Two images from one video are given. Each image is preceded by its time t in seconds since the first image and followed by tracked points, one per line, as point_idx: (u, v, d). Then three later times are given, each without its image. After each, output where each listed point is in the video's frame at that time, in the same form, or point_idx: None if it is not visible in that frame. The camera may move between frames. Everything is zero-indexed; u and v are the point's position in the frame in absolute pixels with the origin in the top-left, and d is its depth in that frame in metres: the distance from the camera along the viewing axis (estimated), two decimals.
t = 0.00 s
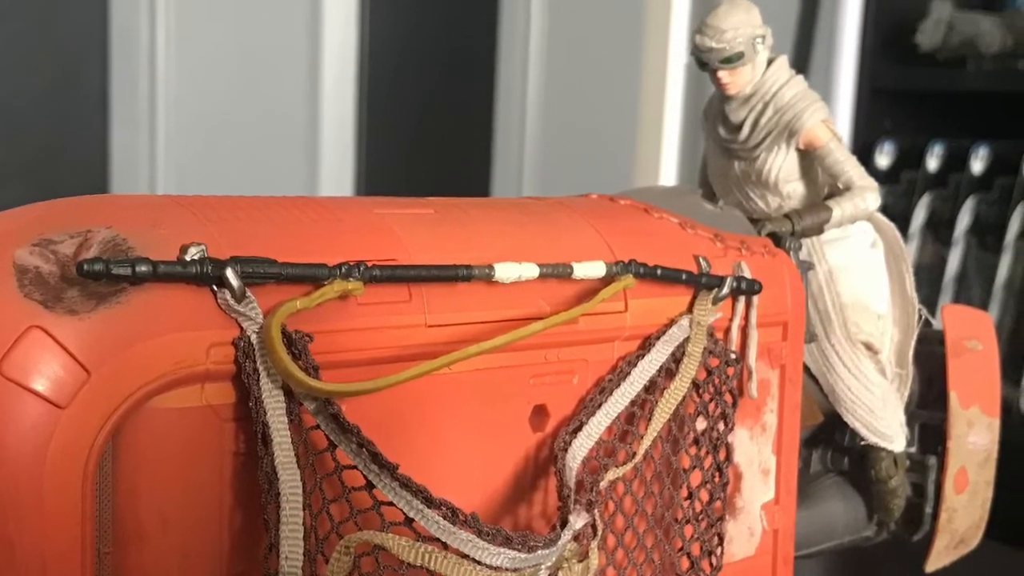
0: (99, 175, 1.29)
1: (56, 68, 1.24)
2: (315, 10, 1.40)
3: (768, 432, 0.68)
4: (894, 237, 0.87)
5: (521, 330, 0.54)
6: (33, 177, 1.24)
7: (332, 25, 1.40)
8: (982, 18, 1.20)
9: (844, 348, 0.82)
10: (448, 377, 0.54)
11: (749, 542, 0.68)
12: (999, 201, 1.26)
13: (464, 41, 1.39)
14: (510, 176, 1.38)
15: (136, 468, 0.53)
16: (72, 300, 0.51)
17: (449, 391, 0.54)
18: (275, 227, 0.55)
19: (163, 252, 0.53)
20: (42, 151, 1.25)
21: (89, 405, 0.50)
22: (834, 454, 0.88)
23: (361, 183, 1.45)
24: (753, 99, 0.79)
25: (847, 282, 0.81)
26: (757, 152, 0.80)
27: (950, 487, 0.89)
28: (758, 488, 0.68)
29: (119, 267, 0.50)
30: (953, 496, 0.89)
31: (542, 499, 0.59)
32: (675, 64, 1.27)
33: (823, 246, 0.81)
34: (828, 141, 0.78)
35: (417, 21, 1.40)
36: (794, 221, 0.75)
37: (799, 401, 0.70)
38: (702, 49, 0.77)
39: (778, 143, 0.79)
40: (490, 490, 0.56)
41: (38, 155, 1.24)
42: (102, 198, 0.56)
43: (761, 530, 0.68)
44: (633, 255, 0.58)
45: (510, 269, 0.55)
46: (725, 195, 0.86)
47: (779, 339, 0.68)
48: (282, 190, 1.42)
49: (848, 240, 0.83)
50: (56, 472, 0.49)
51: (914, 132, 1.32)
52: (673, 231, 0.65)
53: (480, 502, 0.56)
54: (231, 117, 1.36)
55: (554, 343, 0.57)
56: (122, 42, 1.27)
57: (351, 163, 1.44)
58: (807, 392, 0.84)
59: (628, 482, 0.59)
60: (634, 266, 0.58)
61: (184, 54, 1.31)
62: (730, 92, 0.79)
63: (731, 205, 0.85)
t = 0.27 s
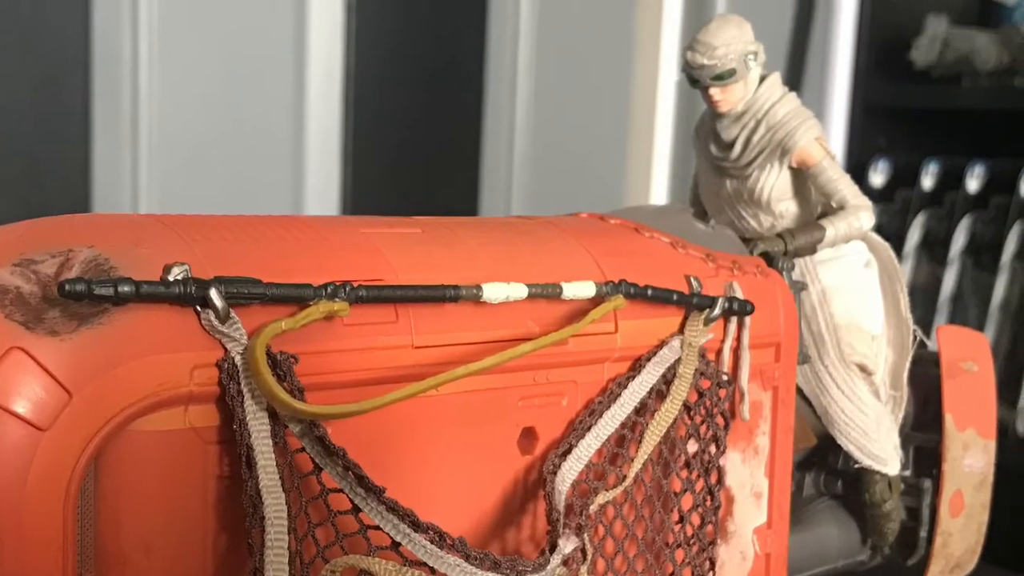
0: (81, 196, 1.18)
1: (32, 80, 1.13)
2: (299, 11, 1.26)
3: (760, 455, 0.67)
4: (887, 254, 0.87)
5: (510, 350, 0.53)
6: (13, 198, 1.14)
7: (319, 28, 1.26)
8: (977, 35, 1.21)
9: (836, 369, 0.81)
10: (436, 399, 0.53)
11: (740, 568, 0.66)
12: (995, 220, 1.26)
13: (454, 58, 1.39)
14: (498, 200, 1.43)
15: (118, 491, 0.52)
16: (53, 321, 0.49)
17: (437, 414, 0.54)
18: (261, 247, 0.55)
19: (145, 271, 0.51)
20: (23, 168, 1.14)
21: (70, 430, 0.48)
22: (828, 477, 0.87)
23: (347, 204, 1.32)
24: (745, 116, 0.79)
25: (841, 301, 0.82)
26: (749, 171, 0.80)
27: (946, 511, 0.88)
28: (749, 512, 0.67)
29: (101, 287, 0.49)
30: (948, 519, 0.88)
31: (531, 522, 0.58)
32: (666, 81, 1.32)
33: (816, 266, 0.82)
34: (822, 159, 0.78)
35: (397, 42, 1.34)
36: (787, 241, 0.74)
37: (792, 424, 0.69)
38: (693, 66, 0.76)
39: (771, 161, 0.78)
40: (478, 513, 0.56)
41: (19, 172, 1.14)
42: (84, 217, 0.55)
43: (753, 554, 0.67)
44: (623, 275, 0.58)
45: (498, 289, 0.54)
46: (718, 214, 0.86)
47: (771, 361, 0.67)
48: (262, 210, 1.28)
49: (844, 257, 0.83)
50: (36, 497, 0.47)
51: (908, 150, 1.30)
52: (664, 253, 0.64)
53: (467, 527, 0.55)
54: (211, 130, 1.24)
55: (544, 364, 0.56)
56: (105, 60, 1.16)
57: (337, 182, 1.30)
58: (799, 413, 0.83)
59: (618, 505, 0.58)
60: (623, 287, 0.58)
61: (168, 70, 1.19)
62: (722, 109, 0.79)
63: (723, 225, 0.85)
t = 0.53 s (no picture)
0: (64, 215, 1.23)
1: (16, 100, 1.18)
2: (285, 28, 1.29)
3: (752, 477, 0.67)
4: (885, 278, 0.87)
5: (499, 372, 0.52)
6: None
7: (306, 52, 1.30)
8: (973, 52, 1.18)
9: (830, 391, 0.80)
10: (424, 421, 0.53)
11: None
12: (991, 239, 1.24)
13: (442, 72, 1.40)
14: (487, 218, 1.42)
15: (101, 514, 0.50)
16: (35, 341, 0.48)
17: (424, 437, 0.53)
18: (246, 267, 0.54)
19: (128, 291, 0.50)
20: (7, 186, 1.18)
21: (52, 452, 0.47)
22: (821, 500, 0.87)
23: (333, 223, 1.36)
24: (737, 134, 0.78)
25: (834, 320, 0.81)
26: (741, 189, 0.79)
27: (941, 534, 0.87)
28: (740, 535, 0.66)
29: (83, 307, 0.48)
30: (943, 543, 0.87)
31: (520, 545, 0.57)
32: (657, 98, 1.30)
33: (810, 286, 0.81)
34: (815, 177, 0.77)
35: (384, 59, 1.37)
36: (781, 261, 0.74)
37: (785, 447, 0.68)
38: (684, 83, 0.76)
39: (763, 179, 0.78)
40: (466, 537, 0.55)
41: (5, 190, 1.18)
42: (68, 236, 0.55)
43: None
44: (613, 296, 0.58)
45: (487, 310, 0.54)
46: (710, 233, 0.85)
47: (764, 382, 0.66)
48: (247, 229, 1.31)
49: (836, 278, 0.83)
50: (17, 519, 0.46)
51: (901, 170, 1.30)
52: (655, 272, 0.64)
53: (455, 552, 0.55)
54: (195, 151, 1.27)
55: (534, 386, 0.56)
56: (87, 79, 1.20)
57: (323, 202, 1.35)
58: (791, 435, 0.82)
59: (608, 529, 0.57)
60: (614, 307, 0.58)
61: (152, 91, 1.23)
62: (714, 127, 0.79)
63: (715, 244, 0.84)
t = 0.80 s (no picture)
0: (45, 234, 1.16)
1: None
2: (270, 42, 1.24)
3: (745, 500, 0.66)
4: (879, 296, 0.87)
5: (488, 393, 0.52)
6: None
7: (290, 65, 1.25)
8: (968, 68, 1.19)
9: (823, 413, 0.80)
10: (411, 443, 0.52)
11: None
12: (987, 257, 1.23)
13: (430, 85, 1.37)
14: (473, 237, 1.39)
15: (83, 537, 0.49)
16: (16, 362, 0.46)
17: (411, 459, 0.52)
18: (231, 286, 0.53)
19: (111, 310, 0.49)
20: None
21: (33, 474, 0.45)
22: (815, 523, 0.84)
23: (320, 242, 1.30)
24: (729, 152, 0.78)
25: (828, 344, 0.81)
26: (733, 208, 0.78)
27: (936, 556, 0.87)
28: (733, 559, 0.65)
29: (66, 327, 0.46)
30: (939, 565, 0.87)
31: (508, 569, 0.56)
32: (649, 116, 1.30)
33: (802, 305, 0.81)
34: (808, 196, 0.77)
35: (372, 72, 1.32)
36: (773, 279, 0.73)
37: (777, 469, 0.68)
38: (676, 99, 0.75)
39: (756, 198, 0.77)
40: (454, 561, 0.54)
41: None
42: (48, 255, 0.53)
43: None
44: (603, 316, 0.58)
45: (475, 330, 0.53)
46: (701, 252, 0.84)
47: (757, 404, 0.66)
48: (229, 249, 1.25)
49: (829, 297, 0.83)
50: None
51: (896, 187, 1.28)
52: (645, 292, 0.64)
53: None
54: (180, 168, 1.21)
55: (523, 407, 0.55)
56: (71, 92, 1.15)
57: (309, 221, 1.29)
58: (785, 458, 0.82)
59: (598, 553, 0.57)
60: (604, 327, 0.57)
61: (135, 107, 1.17)
62: (706, 144, 0.78)
63: (706, 263, 0.83)
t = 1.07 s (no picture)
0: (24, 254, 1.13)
1: None
2: (254, 57, 1.20)
3: (737, 523, 0.65)
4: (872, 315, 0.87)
5: (476, 415, 0.51)
6: None
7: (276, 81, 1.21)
8: (964, 84, 1.18)
9: (818, 434, 0.79)
10: (398, 465, 0.51)
11: None
12: (983, 277, 1.23)
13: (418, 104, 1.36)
14: (462, 257, 1.39)
15: (66, 560, 0.47)
16: None
17: (399, 482, 0.51)
18: (216, 306, 0.52)
19: (94, 330, 0.48)
20: None
21: (14, 497, 0.43)
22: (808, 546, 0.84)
23: (305, 261, 1.27)
24: (721, 170, 0.77)
25: (822, 366, 0.81)
26: (726, 227, 0.78)
27: None
28: None
29: (47, 347, 0.45)
30: None
31: None
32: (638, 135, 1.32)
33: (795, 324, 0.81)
34: (801, 214, 0.76)
35: (359, 87, 1.30)
36: (766, 299, 0.73)
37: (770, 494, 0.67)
38: (667, 116, 0.74)
39: (748, 217, 0.77)
40: None
41: None
42: (30, 275, 0.53)
43: None
44: (593, 336, 0.57)
45: (464, 350, 0.53)
46: (692, 271, 0.83)
47: (749, 426, 0.65)
48: (213, 269, 1.21)
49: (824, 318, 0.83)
50: None
51: (892, 208, 1.29)
52: (636, 312, 0.63)
53: None
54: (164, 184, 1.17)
55: (512, 428, 0.55)
56: (51, 111, 1.12)
57: (294, 240, 1.25)
58: (778, 481, 0.81)
59: None
60: (594, 347, 0.57)
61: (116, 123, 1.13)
62: (698, 162, 0.77)
63: (698, 282, 0.82)
